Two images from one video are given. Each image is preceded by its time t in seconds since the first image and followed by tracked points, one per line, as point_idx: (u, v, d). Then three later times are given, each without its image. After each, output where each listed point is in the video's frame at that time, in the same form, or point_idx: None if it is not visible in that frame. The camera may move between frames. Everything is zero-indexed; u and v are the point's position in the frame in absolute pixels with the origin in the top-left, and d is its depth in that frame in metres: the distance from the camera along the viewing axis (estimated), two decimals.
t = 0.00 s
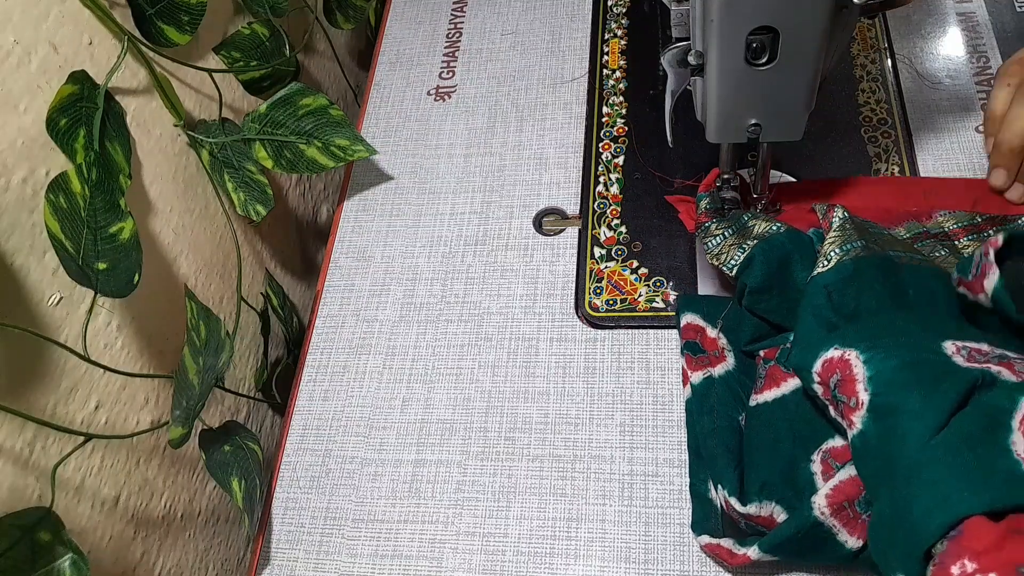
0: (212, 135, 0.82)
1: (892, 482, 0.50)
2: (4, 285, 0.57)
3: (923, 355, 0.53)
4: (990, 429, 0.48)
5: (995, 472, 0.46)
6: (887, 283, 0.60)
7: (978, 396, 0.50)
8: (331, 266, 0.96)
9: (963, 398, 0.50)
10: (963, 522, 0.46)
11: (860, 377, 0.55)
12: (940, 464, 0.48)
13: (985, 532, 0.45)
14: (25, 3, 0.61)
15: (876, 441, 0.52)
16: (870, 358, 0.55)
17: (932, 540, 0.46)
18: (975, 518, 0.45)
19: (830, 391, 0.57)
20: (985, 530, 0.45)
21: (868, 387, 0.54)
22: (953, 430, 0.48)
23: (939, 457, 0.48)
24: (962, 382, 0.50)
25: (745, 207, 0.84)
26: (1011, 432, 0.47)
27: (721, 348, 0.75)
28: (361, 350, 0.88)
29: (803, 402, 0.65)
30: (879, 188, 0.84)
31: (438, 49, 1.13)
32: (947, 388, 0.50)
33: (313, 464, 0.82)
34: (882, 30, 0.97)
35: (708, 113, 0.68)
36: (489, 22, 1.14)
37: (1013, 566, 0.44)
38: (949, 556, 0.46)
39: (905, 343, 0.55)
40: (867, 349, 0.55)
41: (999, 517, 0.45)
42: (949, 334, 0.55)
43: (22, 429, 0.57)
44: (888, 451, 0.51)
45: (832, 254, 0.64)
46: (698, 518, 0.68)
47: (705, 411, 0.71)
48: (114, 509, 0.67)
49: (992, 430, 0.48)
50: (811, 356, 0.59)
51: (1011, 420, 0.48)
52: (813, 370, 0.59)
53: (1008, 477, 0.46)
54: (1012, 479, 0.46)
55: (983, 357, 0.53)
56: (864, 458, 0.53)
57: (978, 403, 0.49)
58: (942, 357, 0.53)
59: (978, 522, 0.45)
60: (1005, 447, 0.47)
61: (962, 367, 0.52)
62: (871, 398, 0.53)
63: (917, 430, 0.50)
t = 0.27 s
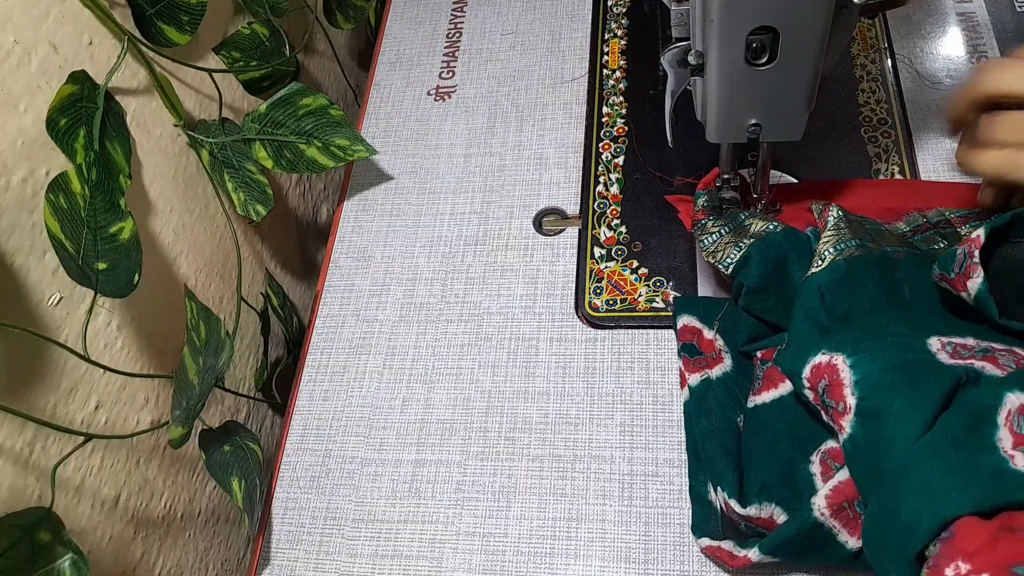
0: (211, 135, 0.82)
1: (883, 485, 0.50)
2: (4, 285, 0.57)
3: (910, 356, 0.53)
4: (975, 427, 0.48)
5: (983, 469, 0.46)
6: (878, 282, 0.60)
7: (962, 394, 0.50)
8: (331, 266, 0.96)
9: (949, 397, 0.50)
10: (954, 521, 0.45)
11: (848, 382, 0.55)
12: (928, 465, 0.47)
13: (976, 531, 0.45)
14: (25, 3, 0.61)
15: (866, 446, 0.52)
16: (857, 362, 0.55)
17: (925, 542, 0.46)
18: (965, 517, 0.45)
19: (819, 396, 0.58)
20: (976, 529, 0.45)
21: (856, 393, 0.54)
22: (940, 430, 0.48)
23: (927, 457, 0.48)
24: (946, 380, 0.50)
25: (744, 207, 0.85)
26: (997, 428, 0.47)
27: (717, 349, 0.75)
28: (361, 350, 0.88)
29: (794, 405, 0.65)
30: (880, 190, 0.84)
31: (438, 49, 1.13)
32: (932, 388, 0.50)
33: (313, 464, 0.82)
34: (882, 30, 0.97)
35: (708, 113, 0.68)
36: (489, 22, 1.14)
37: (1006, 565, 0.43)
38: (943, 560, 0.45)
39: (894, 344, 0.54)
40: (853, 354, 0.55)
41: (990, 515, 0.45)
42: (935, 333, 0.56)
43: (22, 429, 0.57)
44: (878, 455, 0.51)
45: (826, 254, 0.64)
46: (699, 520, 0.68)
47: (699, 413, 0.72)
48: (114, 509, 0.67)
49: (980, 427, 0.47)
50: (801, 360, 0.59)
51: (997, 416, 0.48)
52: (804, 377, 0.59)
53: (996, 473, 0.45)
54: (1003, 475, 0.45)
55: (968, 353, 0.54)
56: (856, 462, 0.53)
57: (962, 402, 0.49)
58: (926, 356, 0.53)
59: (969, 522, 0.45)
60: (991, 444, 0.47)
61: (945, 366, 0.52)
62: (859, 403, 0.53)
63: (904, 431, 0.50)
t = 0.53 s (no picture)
0: (211, 135, 0.82)
1: (895, 489, 0.50)
2: (4, 285, 0.57)
3: (928, 361, 0.52)
4: (992, 436, 0.47)
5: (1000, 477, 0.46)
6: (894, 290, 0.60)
7: (981, 402, 0.49)
8: (331, 266, 0.96)
9: (967, 405, 0.49)
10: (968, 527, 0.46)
11: (864, 383, 0.54)
12: (943, 472, 0.47)
13: (990, 538, 0.45)
14: (25, 3, 0.61)
15: (878, 449, 0.51)
16: (873, 365, 0.54)
17: (937, 546, 0.46)
18: (980, 524, 0.45)
19: (830, 396, 0.57)
20: (990, 535, 0.45)
21: (870, 393, 0.53)
22: (957, 435, 0.48)
23: (943, 463, 0.47)
24: (967, 389, 0.49)
25: (745, 207, 0.84)
26: (1014, 438, 0.47)
27: (713, 356, 0.75)
28: (361, 350, 0.88)
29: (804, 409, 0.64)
30: (882, 191, 0.84)
31: (438, 49, 1.13)
32: (949, 394, 0.49)
33: (313, 464, 0.82)
34: (881, 30, 0.97)
35: (708, 113, 0.68)
36: (489, 21, 1.14)
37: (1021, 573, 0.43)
38: (956, 562, 0.46)
39: (915, 348, 0.53)
40: (870, 355, 0.55)
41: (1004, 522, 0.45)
42: (952, 341, 0.54)
43: (22, 428, 0.57)
44: (892, 459, 0.50)
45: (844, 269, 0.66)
46: (698, 528, 0.67)
47: (699, 418, 0.71)
48: (114, 509, 0.67)
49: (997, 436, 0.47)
50: (815, 357, 0.59)
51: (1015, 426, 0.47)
52: (818, 374, 0.58)
53: (1012, 482, 0.45)
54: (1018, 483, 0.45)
55: (986, 364, 0.52)
56: (866, 466, 0.52)
57: (980, 410, 0.49)
58: (945, 364, 0.52)
59: (982, 528, 0.45)
60: (1009, 453, 0.46)
61: (965, 374, 0.51)
62: (871, 404, 0.53)
63: (919, 437, 0.49)
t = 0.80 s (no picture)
0: (211, 135, 0.82)
1: (903, 486, 0.49)
2: (4, 285, 0.57)
3: (936, 360, 0.52)
4: (1002, 431, 0.47)
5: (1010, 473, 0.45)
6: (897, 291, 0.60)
7: (989, 399, 0.49)
8: (331, 266, 0.96)
9: (975, 402, 0.49)
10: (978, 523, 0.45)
11: (870, 380, 0.54)
12: (951, 467, 0.47)
13: (999, 533, 0.44)
14: (25, 3, 0.61)
15: (885, 445, 0.51)
16: (879, 361, 0.54)
17: (945, 541, 0.46)
18: (990, 519, 0.44)
19: (836, 392, 0.57)
20: (1000, 531, 0.44)
21: (876, 390, 0.54)
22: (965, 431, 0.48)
23: (951, 459, 0.47)
24: (974, 385, 0.49)
25: (745, 207, 0.84)
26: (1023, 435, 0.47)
27: (712, 357, 0.75)
28: (361, 350, 0.88)
29: (804, 407, 0.64)
30: (881, 191, 0.84)
31: (438, 49, 1.13)
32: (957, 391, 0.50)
33: (313, 464, 0.82)
34: (881, 30, 0.97)
35: (708, 112, 0.68)
36: (489, 21, 1.14)
37: None
38: (963, 557, 0.45)
39: (921, 347, 0.54)
40: (876, 352, 0.55)
41: (1014, 519, 0.45)
42: (958, 339, 0.55)
43: (22, 429, 0.57)
44: (899, 455, 0.50)
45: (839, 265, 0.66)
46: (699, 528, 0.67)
47: (699, 418, 0.71)
48: (114, 509, 0.67)
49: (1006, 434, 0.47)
50: (820, 353, 0.59)
51: None
52: (823, 370, 0.59)
53: (1020, 479, 0.45)
54: None
55: (992, 362, 0.53)
56: (874, 464, 0.52)
57: (989, 407, 0.49)
58: (952, 361, 0.52)
59: (993, 523, 0.44)
60: (1017, 450, 0.46)
61: (972, 371, 0.51)
62: (878, 400, 0.53)
63: (926, 433, 0.49)
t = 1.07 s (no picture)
0: (211, 135, 0.82)
1: (906, 486, 0.49)
2: (4, 285, 0.57)
3: (937, 363, 0.53)
4: (1004, 431, 0.47)
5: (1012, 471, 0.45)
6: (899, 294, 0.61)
7: (992, 399, 0.49)
8: (331, 266, 0.96)
9: (976, 403, 0.49)
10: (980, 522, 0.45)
11: (870, 381, 0.55)
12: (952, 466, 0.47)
13: (1001, 532, 0.44)
14: (25, 3, 0.61)
15: (887, 446, 0.52)
16: (879, 364, 0.55)
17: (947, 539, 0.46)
18: (992, 517, 0.44)
19: (836, 395, 0.58)
20: (1002, 530, 0.44)
21: (878, 391, 0.54)
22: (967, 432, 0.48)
23: (953, 459, 0.47)
24: (975, 386, 0.50)
25: (745, 207, 0.85)
26: None
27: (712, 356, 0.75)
28: (361, 350, 0.88)
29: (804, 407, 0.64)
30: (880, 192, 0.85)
31: (438, 49, 1.13)
32: (958, 392, 0.50)
33: (313, 464, 0.82)
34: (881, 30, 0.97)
35: (708, 112, 0.68)
36: (489, 21, 1.14)
37: None
38: (966, 555, 0.45)
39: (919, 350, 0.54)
40: (875, 355, 0.55)
41: (1016, 518, 0.44)
42: (956, 343, 0.56)
43: (22, 429, 0.57)
44: (901, 456, 0.50)
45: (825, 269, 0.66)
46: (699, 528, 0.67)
47: (700, 419, 0.71)
48: (114, 509, 0.67)
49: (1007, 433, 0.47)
50: (818, 359, 0.59)
51: None
52: (819, 376, 0.59)
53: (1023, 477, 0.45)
54: None
55: (990, 363, 0.53)
56: (876, 464, 0.52)
57: (990, 407, 0.49)
58: (952, 363, 0.53)
59: (995, 523, 0.44)
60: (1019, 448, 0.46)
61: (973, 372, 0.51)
62: (880, 401, 0.53)
63: (928, 433, 0.49)
